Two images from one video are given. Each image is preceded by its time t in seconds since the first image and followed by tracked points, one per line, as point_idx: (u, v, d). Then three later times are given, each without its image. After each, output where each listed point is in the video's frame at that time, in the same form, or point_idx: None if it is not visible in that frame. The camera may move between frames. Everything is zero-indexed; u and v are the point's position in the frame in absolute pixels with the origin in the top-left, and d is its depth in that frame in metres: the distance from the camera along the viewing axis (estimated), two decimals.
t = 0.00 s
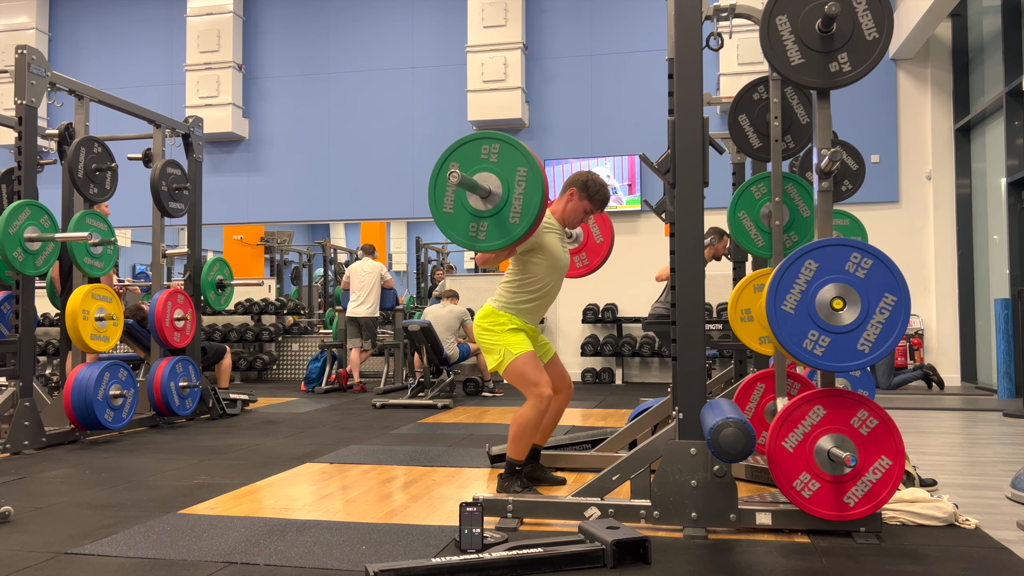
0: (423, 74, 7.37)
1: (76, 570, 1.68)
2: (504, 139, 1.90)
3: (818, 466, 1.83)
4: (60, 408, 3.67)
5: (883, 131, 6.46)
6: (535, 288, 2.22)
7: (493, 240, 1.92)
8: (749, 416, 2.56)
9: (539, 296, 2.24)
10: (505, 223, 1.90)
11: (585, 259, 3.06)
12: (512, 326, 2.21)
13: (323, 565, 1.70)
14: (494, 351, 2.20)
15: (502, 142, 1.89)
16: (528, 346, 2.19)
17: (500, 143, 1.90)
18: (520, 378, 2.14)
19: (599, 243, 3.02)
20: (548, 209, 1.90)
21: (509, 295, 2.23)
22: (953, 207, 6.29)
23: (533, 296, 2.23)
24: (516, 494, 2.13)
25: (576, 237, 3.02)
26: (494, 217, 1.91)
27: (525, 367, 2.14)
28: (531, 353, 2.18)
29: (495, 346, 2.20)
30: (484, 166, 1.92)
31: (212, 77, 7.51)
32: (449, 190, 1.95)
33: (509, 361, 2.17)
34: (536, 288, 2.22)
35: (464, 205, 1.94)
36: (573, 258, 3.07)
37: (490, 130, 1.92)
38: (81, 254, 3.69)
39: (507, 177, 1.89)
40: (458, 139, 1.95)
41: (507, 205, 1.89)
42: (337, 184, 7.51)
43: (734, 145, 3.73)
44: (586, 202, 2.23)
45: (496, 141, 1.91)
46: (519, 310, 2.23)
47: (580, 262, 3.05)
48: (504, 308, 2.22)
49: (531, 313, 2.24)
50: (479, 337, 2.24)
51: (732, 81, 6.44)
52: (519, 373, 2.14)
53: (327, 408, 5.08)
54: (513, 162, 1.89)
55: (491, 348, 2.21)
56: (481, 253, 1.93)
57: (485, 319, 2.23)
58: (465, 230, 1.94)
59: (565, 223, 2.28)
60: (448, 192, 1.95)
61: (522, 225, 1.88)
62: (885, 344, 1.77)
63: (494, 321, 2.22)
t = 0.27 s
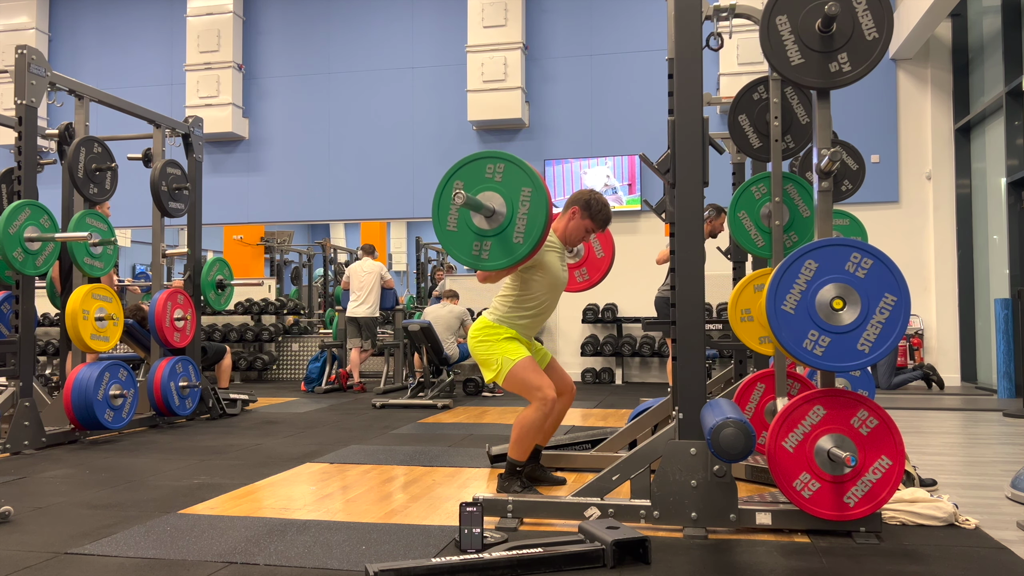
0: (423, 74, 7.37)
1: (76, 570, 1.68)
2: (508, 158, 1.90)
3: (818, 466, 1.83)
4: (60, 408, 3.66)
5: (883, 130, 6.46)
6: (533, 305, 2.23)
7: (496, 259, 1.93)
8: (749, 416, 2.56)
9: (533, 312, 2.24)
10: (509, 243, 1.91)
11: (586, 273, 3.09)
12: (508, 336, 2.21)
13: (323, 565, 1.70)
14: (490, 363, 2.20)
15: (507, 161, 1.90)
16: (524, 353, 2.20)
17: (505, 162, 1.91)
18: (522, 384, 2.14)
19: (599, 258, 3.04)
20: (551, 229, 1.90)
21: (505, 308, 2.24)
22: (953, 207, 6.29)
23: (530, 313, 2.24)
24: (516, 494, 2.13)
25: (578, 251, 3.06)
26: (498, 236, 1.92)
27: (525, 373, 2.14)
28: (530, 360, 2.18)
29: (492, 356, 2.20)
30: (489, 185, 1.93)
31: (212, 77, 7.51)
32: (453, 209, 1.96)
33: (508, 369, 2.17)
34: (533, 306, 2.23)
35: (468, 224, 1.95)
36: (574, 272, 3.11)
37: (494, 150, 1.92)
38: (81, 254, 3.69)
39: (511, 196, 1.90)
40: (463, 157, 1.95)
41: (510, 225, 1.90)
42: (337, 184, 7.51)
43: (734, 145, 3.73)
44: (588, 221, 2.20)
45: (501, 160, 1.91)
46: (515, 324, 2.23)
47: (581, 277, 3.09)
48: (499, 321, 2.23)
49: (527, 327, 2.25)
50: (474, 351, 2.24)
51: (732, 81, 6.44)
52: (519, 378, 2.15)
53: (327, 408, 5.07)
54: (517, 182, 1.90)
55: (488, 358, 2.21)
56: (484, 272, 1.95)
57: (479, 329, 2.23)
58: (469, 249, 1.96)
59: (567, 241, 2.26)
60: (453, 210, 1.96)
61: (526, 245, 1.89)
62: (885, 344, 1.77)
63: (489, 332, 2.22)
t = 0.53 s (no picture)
0: (423, 74, 7.37)
1: (76, 570, 1.68)
2: (514, 180, 1.91)
3: (818, 466, 1.83)
4: (60, 407, 3.67)
5: (884, 130, 6.45)
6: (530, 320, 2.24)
7: (497, 279, 1.94)
8: (749, 416, 2.56)
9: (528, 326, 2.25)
10: (510, 264, 1.92)
11: (585, 289, 3.13)
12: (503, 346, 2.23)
13: (323, 565, 1.70)
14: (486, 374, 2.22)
15: (513, 183, 1.91)
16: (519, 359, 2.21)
17: (511, 184, 1.91)
18: (521, 389, 2.15)
19: (600, 276, 3.09)
20: (553, 252, 1.92)
21: (501, 323, 2.26)
22: (953, 207, 6.29)
23: (526, 329, 2.25)
24: (516, 494, 2.13)
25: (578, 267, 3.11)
26: (501, 256, 1.93)
27: (523, 376, 2.16)
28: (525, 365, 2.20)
29: (488, 367, 2.22)
30: (493, 205, 1.94)
31: (212, 77, 7.50)
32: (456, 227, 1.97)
33: (505, 375, 2.18)
34: (529, 322, 2.24)
35: (470, 243, 1.96)
36: (574, 288, 3.15)
37: (501, 171, 1.93)
38: (81, 254, 3.69)
39: (515, 218, 1.91)
40: (469, 176, 1.96)
41: (513, 246, 1.91)
42: (338, 184, 7.51)
43: (734, 146, 3.73)
44: (590, 241, 2.20)
45: (507, 181, 1.92)
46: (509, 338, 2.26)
47: (580, 293, 3.13)
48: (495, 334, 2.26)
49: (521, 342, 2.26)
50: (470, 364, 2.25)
51: (732, 81, 6.44)
52: (518, 384, 2.15)
53: (327, 408, 5.07)
54: (522, 205, 1.91)
55: (485, 369, 2.22)
56: (484, 291, 1.96)
57: (472, 343, 2.26)
58: (470, 267, 1.96)
59: (568, 259, 2.25)
60: (455, 228, 1.97)
61: (527, 267, 1.91)
62: (885, 344, 1.77)
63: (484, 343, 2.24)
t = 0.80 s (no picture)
0: (423, 74, 7.37)
1: (76, 570, 1.68)
2: (520, 204, 1.91)
3: (818, 466, 1.83)
4: (60, 408, 3.67)
5: (884, 130, 6.45)
6: (527, 336, 2.24)
7: (496, 301, 1.95)
8: (749, 416, 2.56)
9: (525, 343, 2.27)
10: (510, 286, 1.93)
11: (585, 307, 3.29)
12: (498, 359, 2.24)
13: (323, 565, 1.70)
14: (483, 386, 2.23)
15: (518, 207, 1.91)
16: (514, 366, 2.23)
17: (516, 208, 1.92)
18: (520, 394, 2.16)
19: (600, 294, 3.24)
20: (553, 277, 1.93)
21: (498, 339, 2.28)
22: (953, 207, 6.29)
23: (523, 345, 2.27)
24: (516, 494, 2.13)
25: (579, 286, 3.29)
26: (501, 278, 1.94)
27: (519, 381, 2.17)
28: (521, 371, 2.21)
29: (484, 380, 2.22)
30: (497, 227, 1.94)
31: (212, 77, 7.50)
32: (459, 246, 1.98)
33: (502, 383, 2.19)
34: (526, 341, 2.26)
35: (471, 263, 1.96)
36: (574, 305, 3.31)
37: (507, 194, 1.93)
38: (81, 254, 3.69)
39: (518, 242, 1.92)
40: (474, 196, 1.96)
41: (514, 269, 1.93)
42: (338, 184, 7.51)
43: (734, 146, 3.73)
44: (591, 262, 2.22)
45: (512, 205, 1.93)
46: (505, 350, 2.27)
47: (580, 310, 3.29)
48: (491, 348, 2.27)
49: (516, 358, 2.27)
50: (467, 378, 2.26)
51: (732, 81, 6.44)
52: (516, 390, 2.17)
53: (327, 408, 5.07)
54: (526, 229, 1.91)
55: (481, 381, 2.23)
56: (483, 312, 1.97)
57: (465, 361, 2.28)
58: (470, 287, 1.97)
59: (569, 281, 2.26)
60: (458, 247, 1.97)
61: (527, 291, 1.92)
62: (885, 344, 1.77)
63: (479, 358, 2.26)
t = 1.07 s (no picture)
0: (423, 74, 7.37)
1: (76, 570, 1.68)
2: (522, 230, 1.92)
3: (818, 466, 1.83)
4: (60, 407, 3.67)
5: (884, 130, 6.45)
6: (525, 356, 2.25)
7: (496, 325, 1.96)
8: (749, 416, 2.56)
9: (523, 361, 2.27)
10: (510, 311, 1.95)
11: (585, 325, 3.36)
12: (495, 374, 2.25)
13: (323, 565, 1.70)
14: (481, 401, 2.23)
15: (520, 233, 1.91)
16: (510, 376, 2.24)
17: (518, 234, 1.92)
18: (518, 400, 2.17)
19: (601, 312, 3.32)
20: (553, 303, 1.94)
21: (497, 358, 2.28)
22: (953, 207, 6.29)
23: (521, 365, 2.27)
24: (516, 494, 2.13)
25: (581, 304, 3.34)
26: (502, 303, 1.95)
27: (516, 388, 2.18)
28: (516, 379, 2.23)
29: (482, 394, 2.22)
30: (499, 252, 1.95)
31: (212, 77, 7.50)
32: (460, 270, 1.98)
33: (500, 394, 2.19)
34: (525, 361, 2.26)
35: (472, 286, 1.97)
36: (574, 323, 3.38)
37: (510, 219, 1.93)
38: (81, 254, 3.69)
39: (519, 267, 1.93)
40: (476, 221, 1.96)
41: (514, 294, 1.94)
42: (338, 184, 7.51)
43: (734, 146, 3.73)
44: (592, 282, 2.22)
45: (515, 231, 1.93)
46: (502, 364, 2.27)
47: (580, 328, 3.36)
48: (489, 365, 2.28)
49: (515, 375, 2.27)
50: (466, 395, 2.26)
51: (732, 81, 6.44)
52: (513, 399, 2.17)
53: (327, 408, 5.07)
54: (527, 255, 1.92)
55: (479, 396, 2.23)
56: (483, 336, 1.98)
57: (461, 378, 2.28)
58: (470, 311, 1.98)
59: (569, 301, 2.26)
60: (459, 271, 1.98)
61: (527, 317, 1.93)
62: (885, 344, 1.77)
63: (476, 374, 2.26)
